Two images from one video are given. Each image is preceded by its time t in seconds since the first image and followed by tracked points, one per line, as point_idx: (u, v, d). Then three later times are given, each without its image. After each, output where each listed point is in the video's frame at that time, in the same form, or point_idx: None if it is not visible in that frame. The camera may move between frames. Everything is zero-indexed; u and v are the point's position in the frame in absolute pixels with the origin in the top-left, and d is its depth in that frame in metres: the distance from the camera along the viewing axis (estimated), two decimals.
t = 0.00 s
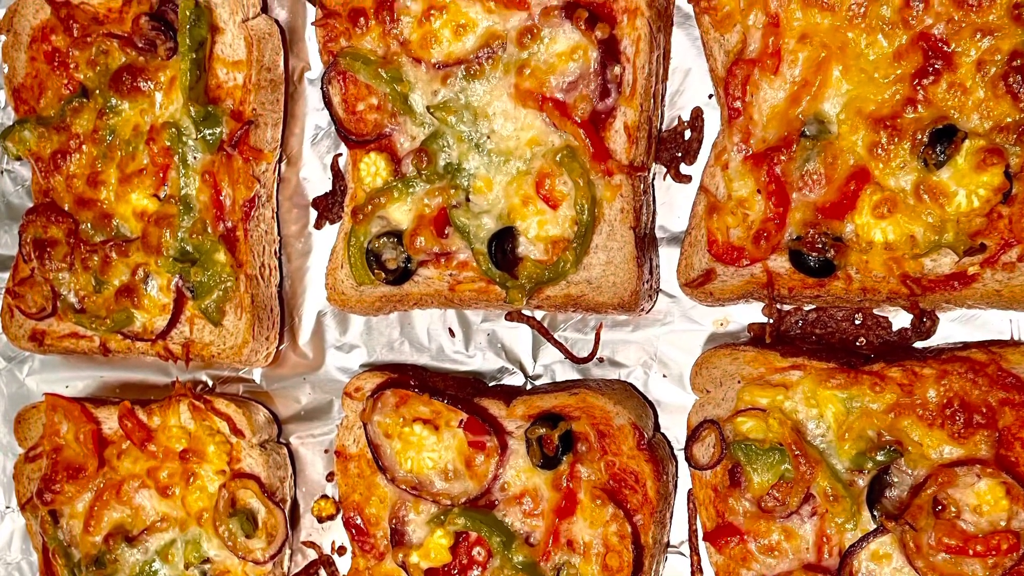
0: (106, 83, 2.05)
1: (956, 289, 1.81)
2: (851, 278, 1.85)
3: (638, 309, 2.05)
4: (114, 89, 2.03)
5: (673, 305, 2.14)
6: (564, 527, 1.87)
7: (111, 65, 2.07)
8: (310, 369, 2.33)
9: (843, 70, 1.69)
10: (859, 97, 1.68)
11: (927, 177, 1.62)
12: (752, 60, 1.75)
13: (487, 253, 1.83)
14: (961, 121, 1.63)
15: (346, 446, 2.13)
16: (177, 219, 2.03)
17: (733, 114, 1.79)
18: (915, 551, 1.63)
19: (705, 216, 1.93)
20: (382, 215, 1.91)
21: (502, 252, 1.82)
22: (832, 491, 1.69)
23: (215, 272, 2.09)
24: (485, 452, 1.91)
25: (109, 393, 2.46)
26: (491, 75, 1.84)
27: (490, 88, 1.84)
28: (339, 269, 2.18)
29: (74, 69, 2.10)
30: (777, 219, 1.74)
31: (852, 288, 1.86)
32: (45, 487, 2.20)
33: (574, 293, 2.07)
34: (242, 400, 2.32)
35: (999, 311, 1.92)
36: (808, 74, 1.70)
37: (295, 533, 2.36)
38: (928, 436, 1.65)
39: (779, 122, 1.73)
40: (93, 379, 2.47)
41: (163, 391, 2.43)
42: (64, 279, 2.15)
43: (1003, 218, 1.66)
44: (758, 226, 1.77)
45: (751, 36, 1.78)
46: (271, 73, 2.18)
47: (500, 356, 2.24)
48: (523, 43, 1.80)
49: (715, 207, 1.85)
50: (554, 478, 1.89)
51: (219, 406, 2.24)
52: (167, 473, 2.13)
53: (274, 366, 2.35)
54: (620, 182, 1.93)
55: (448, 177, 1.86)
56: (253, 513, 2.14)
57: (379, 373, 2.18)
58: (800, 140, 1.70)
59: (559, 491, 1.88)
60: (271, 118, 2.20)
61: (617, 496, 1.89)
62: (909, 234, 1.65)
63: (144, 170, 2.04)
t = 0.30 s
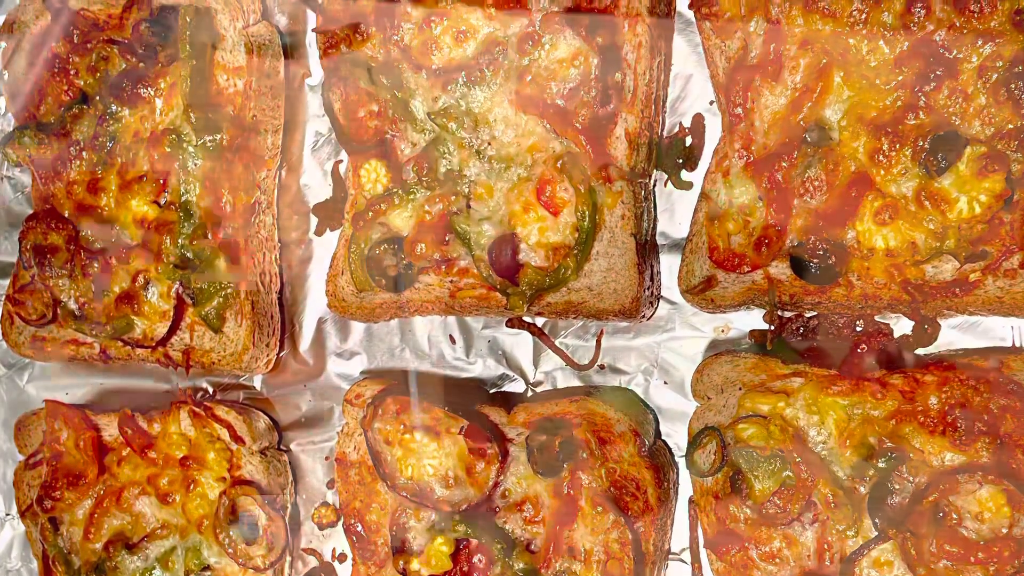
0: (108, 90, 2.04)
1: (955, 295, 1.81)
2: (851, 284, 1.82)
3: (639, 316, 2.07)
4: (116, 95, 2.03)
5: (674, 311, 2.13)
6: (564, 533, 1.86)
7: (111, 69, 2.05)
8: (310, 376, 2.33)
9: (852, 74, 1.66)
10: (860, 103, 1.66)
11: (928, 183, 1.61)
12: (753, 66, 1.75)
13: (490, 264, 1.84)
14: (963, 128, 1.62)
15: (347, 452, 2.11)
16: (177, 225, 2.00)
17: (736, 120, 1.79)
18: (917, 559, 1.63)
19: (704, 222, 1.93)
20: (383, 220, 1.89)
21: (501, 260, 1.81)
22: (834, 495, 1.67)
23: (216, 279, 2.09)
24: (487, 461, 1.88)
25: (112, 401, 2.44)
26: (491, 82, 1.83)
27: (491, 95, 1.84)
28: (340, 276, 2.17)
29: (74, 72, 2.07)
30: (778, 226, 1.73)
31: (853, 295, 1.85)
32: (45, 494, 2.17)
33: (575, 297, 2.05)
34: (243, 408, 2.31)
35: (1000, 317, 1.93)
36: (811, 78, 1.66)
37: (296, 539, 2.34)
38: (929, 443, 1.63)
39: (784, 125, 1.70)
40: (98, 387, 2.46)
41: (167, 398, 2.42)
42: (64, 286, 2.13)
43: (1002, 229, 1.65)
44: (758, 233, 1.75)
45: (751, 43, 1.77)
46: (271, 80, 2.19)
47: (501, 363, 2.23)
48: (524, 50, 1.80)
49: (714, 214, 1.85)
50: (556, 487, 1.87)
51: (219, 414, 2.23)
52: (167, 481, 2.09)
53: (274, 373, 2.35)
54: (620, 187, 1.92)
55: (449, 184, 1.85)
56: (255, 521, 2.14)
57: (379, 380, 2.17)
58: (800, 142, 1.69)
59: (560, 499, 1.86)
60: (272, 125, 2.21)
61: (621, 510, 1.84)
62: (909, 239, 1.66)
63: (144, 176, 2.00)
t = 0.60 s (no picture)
0: (108, 95, 1.94)
1: (955, 298, 1.79)
2: (852, 292, 1.80)
3: (641, 321, 2.08)
4: (100, 90, 1.94)
5: (676, 317, 2.12)
6: (564, 538, 1.84)
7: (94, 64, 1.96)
8: (310, 382, 2.38)
9: (853, 78, 1.60)
10: (860, 109, 1.61)
11: (931, 190, 1.60)
12: (755, 72, 1.74)
13: (487, 271, 1.85)
14: (965, 135, 1.57)
15: (348, 459, 2.10)
16: (178, 232, 1.99)
17: (737, 125, 1.83)
18: (918, 565, 1.60)
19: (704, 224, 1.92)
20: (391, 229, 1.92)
21: (501, 266, 1.82)
22: (836, 506, 1.65)
23: (215, 285, 2.08)
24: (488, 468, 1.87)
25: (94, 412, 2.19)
26: (484, 87, 1.78)
27: (490, 98, 1.78)
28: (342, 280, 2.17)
29: (60, 66, 1.97)
30: (778, 232, 1.73)
31: (853, 303, 1.85)
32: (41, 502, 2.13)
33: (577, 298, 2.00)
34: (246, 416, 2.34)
35: (1001, 323, 1.91)
36: (813, 82, 1.64)
37: (297, 546, 2.30)
38: (928, 451, 1.62)
39: (783, 130, 1.70)
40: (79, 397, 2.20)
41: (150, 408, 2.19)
42: (63, 291, 2.03)
43: (1003, 234, 1.61)
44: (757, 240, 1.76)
45: (751, 49, 1.75)
46: (271, 84, 2.20)
47: (502, 370, 2.22)
48: (527, 56, 1.76)
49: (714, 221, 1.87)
50: (555, 494, 1.87)
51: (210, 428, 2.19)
52: (168, 488, 2.06)
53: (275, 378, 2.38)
54: (615, 183, 1.87)
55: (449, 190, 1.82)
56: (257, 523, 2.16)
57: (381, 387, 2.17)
58: (798, 145, 1.69)
59: (558, 505, 1.86)
60: (270, 131, 2.20)
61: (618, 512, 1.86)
62: (911, 242, 1.65)
63: (146, 181, 1.94)
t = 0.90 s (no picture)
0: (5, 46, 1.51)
1: (959, 306, 1.20)
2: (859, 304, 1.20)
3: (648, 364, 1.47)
4: (97, 92, 1.56)
5: (678, 322, 1.15)
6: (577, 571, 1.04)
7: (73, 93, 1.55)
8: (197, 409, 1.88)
9: (844, 86, 1.41)
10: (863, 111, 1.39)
11: (960, 199, 1.30)
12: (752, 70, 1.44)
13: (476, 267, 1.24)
14: (963, 139, 1.35)
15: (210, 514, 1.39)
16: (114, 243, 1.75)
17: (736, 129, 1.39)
18: None
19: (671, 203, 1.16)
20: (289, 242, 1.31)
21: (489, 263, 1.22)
22: (851, 559, 1.03)
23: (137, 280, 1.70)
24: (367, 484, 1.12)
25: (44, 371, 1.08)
26: (460, 78, 1.47)
27: (456, 94, 1.46)
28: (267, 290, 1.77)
29: (57, 70, 1.55)
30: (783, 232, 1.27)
31: (888, 322, 1.19)
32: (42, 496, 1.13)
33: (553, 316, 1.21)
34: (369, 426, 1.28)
35: None
36: (810, 81, 1.42)
37: None
38: (909, 456, 1.08)
39: (771, 128, 1.37)
40: None
41: (148, 410, 1.20)
42: None
43: (1005, 235, 1.26)
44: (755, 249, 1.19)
45: (751, 51, 1.46)
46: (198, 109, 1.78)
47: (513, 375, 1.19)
48: (511, 41, 1.50)
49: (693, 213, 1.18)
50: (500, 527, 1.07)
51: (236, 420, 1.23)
52: (168, 491, 1.15)
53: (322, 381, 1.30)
54: (614, 185, 1.18)
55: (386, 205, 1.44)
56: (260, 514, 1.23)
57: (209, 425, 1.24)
58: (786, 145, 1.36)
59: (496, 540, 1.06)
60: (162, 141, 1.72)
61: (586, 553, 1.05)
62: (921, 263, 1.24)
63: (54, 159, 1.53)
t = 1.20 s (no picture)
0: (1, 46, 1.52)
1: (952, 308, 1.20)
2: (855, 303, 1.21)
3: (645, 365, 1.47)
4: (99, 95, 1.58)
5: (675, 323, 1.13)
6: (574, 566, 1.02)
7: (73, 98, 1.57)
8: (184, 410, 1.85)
9: (840, 89, 1.41)
10: (860, 112, 1.39)
11: (958, 202, 1.30)
12: (751, 70, 1.44)
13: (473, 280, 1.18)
14: (961, 140, 1.36)
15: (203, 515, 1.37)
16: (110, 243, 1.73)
17: (732, 125, 1.39)
18: None
19: (668, 206, 1.14)
20: (283, 246, 1.29)
21: (491, 275, 1.17)
22: (849, 559, 1.02)
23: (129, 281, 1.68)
24: (361, 480, 1.10)
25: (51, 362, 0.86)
26: (460, 78, 1.45)
27: (460, 95, 1.43)
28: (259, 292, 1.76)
29: (57, 69, 1.55)
30: (784, 230, 1.27)
31: (882, 324, 1.19)
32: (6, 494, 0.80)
33: (548, 329, 1.20)
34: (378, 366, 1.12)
35: None
36: (807, 83, 1.42)
37: None
38: (906, 454, 1.08)
39: (771, 130, 1.38)
40: (33, 345, 0.84)
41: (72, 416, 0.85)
42: None
43: (1001, 236, 1.26)
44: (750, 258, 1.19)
45: (747, 51, 1.46)
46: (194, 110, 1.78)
47: (514, 378, 1.16)
48: (516, 42, 1.49)
49: (690, 218, 1.16)
50: (493, 527, 1.04)
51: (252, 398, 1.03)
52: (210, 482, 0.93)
53: (320, 333, 1.16)
54: (612, 187, 1.18)
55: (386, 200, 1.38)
56: (275, 528, 1.06)
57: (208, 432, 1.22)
58: (788, 147, 1.36)
59: (489, 539, 1.04)
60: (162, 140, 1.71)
61: (580, 555, 1.02)
62: (919, 265, 1.24)
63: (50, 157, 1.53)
